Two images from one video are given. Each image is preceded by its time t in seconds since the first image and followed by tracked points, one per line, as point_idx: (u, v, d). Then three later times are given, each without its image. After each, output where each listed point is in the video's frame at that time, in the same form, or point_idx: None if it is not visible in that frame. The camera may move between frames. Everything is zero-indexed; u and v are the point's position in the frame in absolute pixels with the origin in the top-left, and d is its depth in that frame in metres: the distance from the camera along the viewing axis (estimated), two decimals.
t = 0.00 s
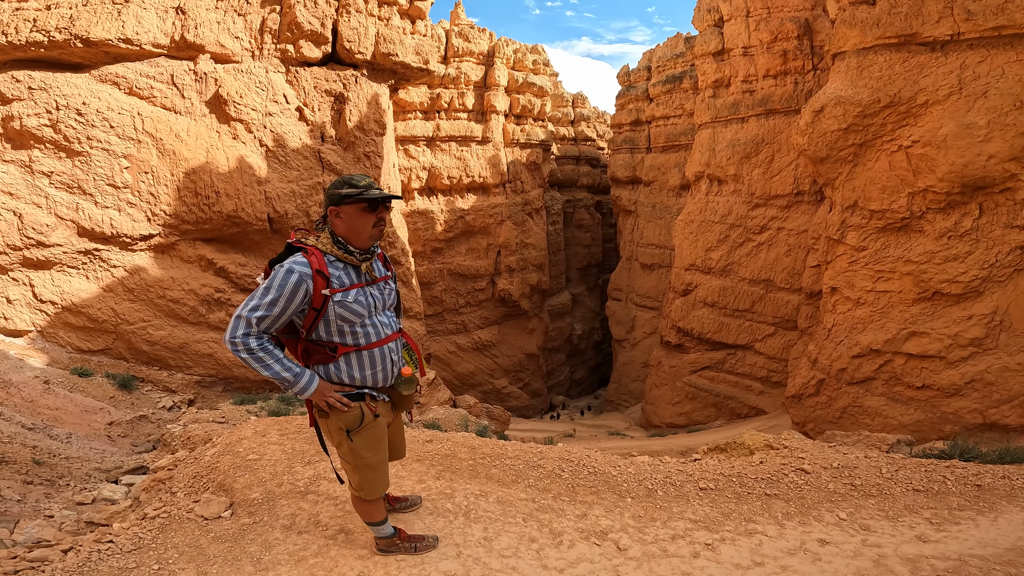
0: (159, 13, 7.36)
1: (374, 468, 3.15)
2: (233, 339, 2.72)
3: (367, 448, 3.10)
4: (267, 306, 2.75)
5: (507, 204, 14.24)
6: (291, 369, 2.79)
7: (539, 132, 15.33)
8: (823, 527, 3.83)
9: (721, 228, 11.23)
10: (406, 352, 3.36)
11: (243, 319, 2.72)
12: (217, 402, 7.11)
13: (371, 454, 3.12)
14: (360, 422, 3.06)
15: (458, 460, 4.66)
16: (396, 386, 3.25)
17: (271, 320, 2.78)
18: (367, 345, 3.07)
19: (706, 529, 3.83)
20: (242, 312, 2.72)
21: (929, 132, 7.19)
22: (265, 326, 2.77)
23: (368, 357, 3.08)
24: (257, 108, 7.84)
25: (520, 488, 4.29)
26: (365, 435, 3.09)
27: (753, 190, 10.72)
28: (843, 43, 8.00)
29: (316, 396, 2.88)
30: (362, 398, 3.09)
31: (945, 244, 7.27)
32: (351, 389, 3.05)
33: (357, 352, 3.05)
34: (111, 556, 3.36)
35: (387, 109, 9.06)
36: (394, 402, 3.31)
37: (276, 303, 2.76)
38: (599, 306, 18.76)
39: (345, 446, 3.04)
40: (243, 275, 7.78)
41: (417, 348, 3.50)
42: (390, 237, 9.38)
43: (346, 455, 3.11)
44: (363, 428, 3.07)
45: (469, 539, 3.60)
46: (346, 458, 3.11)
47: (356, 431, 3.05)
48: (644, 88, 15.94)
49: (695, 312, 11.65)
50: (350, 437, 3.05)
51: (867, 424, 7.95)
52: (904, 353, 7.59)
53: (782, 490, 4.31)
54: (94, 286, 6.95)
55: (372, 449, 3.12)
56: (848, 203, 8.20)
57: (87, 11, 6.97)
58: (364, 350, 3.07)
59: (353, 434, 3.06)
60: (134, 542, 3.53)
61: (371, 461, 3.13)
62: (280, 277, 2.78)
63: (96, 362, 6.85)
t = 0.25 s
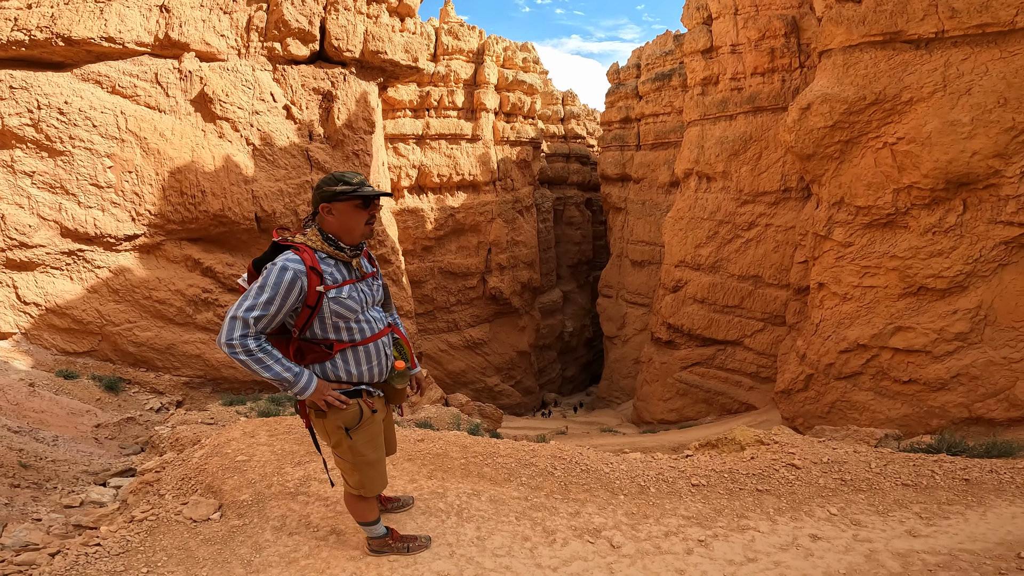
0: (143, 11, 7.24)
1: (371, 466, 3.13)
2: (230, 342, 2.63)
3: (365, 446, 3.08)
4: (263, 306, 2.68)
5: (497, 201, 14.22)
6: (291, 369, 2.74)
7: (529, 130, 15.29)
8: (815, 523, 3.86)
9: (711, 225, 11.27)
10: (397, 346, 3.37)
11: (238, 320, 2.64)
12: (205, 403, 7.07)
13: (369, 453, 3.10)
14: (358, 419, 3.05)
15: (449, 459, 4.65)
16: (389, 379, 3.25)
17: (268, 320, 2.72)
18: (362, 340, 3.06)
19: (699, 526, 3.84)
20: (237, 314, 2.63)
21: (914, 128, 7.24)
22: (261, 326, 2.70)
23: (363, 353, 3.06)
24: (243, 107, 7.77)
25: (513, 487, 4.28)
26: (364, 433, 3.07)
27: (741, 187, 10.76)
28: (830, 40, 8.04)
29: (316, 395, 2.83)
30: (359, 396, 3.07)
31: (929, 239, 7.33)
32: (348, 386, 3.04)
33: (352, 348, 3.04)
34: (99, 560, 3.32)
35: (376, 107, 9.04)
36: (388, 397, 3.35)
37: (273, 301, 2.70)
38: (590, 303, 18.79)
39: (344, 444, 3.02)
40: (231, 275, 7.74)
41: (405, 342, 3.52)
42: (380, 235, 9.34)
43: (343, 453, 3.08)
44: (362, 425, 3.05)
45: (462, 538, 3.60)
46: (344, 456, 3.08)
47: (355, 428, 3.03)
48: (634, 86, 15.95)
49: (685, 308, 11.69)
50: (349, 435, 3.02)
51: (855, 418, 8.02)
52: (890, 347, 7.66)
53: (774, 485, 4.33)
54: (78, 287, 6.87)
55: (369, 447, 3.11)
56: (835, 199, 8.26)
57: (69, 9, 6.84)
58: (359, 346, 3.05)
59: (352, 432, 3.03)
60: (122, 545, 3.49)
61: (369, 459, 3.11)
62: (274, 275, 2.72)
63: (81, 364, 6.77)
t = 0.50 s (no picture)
0: (113, 9, 7.10)
1: (357, 464, 3.12)
2: (214, 344, 2.59)
3: (352, 444, 3.07)
4: (247, 308, 2.65)
5: (479, 199, 14.19)
6: (276, 370, 2.72)
7: (511, 128, 15.26)
8: (796, 516, 3.91)
9: (691, 221, 11.36)
10: (379, 343, 3.35)
11: (222, 322, 2.60)
12: (184, 406, 6.97)
13: (355, 450, 3.09)
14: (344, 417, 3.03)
15: (433, 459, 4.64)
16: (372, 376, 3.23)
17: (251, 321, 2.68)
18: (345, 338, 3.04)
19: (682, 521, 3.87)
20: (220, 316, 2.59)
21: (886, 126, 7.38)
22: (245, 327, 2.67)
23: (347, 351, 3.05)
24: (219, 105, 7.66)
25: (497, 485, 4.28)
26: (350, 431, 3.05)
27: (720, 183, 10.87)
28: (805, 39, 8.15)
29: (302, 396, 2.80)
30: (343, 394, 3.05)
31: (901, 234, 7.47)
32: (332, 385, 3.02)
33: (336, 346, 3.02)
34: (77, 566, 3.26)
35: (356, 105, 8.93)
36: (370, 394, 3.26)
37: (256, 302, 2.67)
38: (574, 300, 18.84)
39: (330, 442, 3.00)
40: (207, 276, 7.62)
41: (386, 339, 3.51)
42: (360, 234, 9.26)
43: (329, 452, 3.05)
44: (348, 423, 3.04)
45: (447, 538, 3.58)
46: (329, 455, 3.06)
47: (341, 426, 3.02)
48: (615, 83, 16.00)
49: (667, 304, 11.78)
50: (335, 433, 3.00)
51: (832, 411, 8.14)
52: (865, 340, 7.79)
53: (755, 479, 4.38)
54: (49, 290, 6.72)
55: (355, 445, 3.09)
56: (810, 195, 8.38)
57: (36, 7, 6.68)
58: (343, 344, 3.03)
59: (338, 430, 3.01)
60: (101, 550, 3.43)
61: (355, 457, 3.10)
62: (256, 276, 2.68)
63: (54, 368, 6.64)
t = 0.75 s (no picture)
0: (68, 7, 6.88)
1: (330, 463, 3.10)
2: (180, 347, 2.54)
3: (324, 443, 3.04)
4: (213, 310, 2.60)
5: (452, 198, 14.14)
6: (245, 371, 2.69)
7: (485, 126, 15.22)
8: (768, 507, 3.99)
9: (662, 218, 11.48)
10: (347, 341, 3.33)
11: (188, 324, 2.55)
12: (150, 414, 6.83)
13: (327, 449, 3.07)
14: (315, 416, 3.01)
15: (408, 459, 4.61)
16: (340, 374, 3.22)
17: (218, 323, 2.64)
18: (314, 338, 3.02)
19: (658, 515, 3.92)
20: (186, 318, 2.54)
21: (845, 123, 7.57)
22: (212, 329, 2.62)
23: (316, 351, 3.02)
24: (180, 105, 7.52)
25: (473, 484, 4.28)
26: (322, 430, 3.03)
27: (690, 180, 11.01)
28: (770, 37, 8.29)
29: (272, 397, 2.78)
30: (313, 393, 3.03)
31: (861, 228, 7.69)
32: (301, 384, 3.00)
33: (305, 346, 2.99)
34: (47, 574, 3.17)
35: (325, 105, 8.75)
36: (339, 392, 3.28)
37: (223, 304, 2.63)
38: (549, 298, 18.91)
39: (302, 443, 2.96)
40: (170, 280, 7.44)
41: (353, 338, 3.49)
42: (331, 235, 9.15)
43: (300, 452, 3.02)
44: (319, 422, 3.01)
45: (424, 539, 3.57)
46: (301, 456, 3.03)
47: (312, 426, 2.99)
48: (587, 81, 16.08)
49: (640, 300, 11.90)
50: (307, 433, 2.97)
51: (800, 401, 8.31)
52: (830, 332, 7.98)
53: (728, 471, 4.45)
54: (4, 297, 6.47)
55: (328, 444, 3.07)
56: (775, 191, 8.56)
57: None
58: (312, 344, 3.01)
59: (309, 429, 2.98)
60: (69, 559, 3.34)
61: (327, 456, 3.07)
62: (223, 277, 2.63)
63: (12, 377, 6.43)
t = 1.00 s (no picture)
0: (10, 7, 6.62)
1: (289, 464, 3.05)
2: (127, 350, 2.50)
3: (282, 444, 3.00)
4: (161, 312, 2.56)
5: (418, 198, 14.05)
6: (197, 374, 2.66)
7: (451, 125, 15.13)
8: (734, 498, 4.07)
9: (627, 215, 11.62)
10: (303, 341, 3.29)
11: (134, 327, 2.50)
12: (105, 423, 6.63)
13: (286, 450, 3.02)
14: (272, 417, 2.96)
15: (374, 462, 4.57)
16: (297, 374, 3.18)
17: (167, 325, 2.59)
18: (269, 339, 2.97)
19: (628, 509, 3.96)
20: (132, 320, 2.49)
21: (798, 121, 7.78)
22: (160, 331, 2.58)
23: (271, 352, 2.97)
24: (128, 104, 7.23)
25: (442, 485, 4.26)
26: (279, 430, 2.99)
27: (654, 178, 11.17)
28: (730, 37, 8.45)
29: (224, 399, 2.74)
30: (269, 394, 2.98)
31: (814, 223, 7.91)
32: (256, 386, 2.94)
33: (259, 347, 2.94)
34: None
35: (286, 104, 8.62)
36: (297, 393, 3.23)
37: (172, 306, 2.58)
38: (517, 296, 18.94)
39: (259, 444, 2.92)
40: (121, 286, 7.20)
41: (309, 338, 3.45)
42: (294, 237, 8.99)
43: (258, 455, 2.98)
44: (276, 422, 2.97)
45: (393, 541, 3.55)
46: (259, 459, 2.98)
47: (269, 427, 2.95)
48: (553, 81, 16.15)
49: (608, 296, 12.01)
50: (264, 434, 2.93)
51: (763, 393, 8.50)
52: (787, 324, 8.19)
53: (694, 464, 4.53)
54: None
55: (286, 444, 3.02)
56: (733, 187, 8.76)
57: None
58: (266, 344, 2.96)
59: (266, 431, 2.94)
60: (18, 570, 3.23)
61: (286, 457, 3.03)
62: (171, 278, 2.58)
63: None
